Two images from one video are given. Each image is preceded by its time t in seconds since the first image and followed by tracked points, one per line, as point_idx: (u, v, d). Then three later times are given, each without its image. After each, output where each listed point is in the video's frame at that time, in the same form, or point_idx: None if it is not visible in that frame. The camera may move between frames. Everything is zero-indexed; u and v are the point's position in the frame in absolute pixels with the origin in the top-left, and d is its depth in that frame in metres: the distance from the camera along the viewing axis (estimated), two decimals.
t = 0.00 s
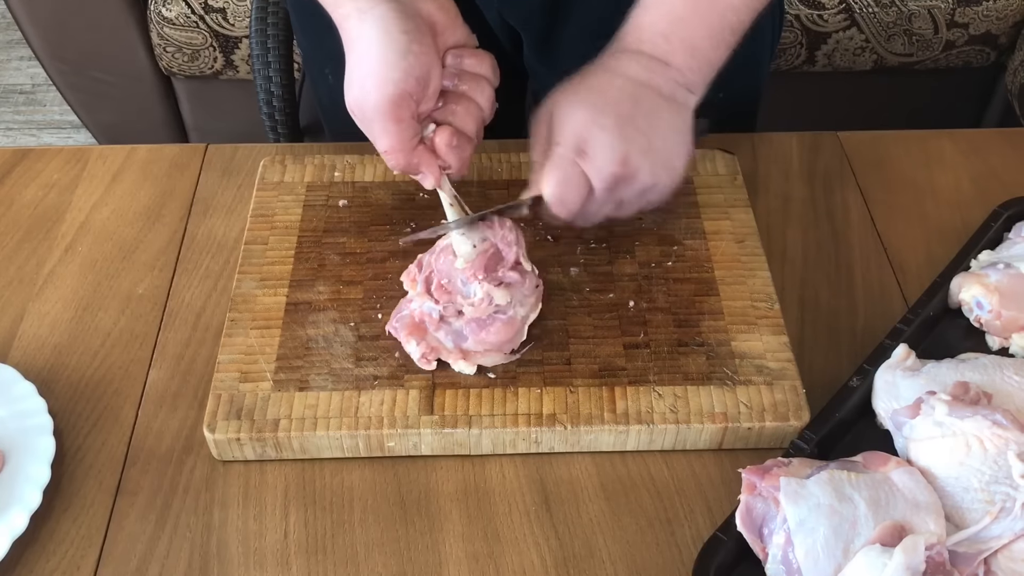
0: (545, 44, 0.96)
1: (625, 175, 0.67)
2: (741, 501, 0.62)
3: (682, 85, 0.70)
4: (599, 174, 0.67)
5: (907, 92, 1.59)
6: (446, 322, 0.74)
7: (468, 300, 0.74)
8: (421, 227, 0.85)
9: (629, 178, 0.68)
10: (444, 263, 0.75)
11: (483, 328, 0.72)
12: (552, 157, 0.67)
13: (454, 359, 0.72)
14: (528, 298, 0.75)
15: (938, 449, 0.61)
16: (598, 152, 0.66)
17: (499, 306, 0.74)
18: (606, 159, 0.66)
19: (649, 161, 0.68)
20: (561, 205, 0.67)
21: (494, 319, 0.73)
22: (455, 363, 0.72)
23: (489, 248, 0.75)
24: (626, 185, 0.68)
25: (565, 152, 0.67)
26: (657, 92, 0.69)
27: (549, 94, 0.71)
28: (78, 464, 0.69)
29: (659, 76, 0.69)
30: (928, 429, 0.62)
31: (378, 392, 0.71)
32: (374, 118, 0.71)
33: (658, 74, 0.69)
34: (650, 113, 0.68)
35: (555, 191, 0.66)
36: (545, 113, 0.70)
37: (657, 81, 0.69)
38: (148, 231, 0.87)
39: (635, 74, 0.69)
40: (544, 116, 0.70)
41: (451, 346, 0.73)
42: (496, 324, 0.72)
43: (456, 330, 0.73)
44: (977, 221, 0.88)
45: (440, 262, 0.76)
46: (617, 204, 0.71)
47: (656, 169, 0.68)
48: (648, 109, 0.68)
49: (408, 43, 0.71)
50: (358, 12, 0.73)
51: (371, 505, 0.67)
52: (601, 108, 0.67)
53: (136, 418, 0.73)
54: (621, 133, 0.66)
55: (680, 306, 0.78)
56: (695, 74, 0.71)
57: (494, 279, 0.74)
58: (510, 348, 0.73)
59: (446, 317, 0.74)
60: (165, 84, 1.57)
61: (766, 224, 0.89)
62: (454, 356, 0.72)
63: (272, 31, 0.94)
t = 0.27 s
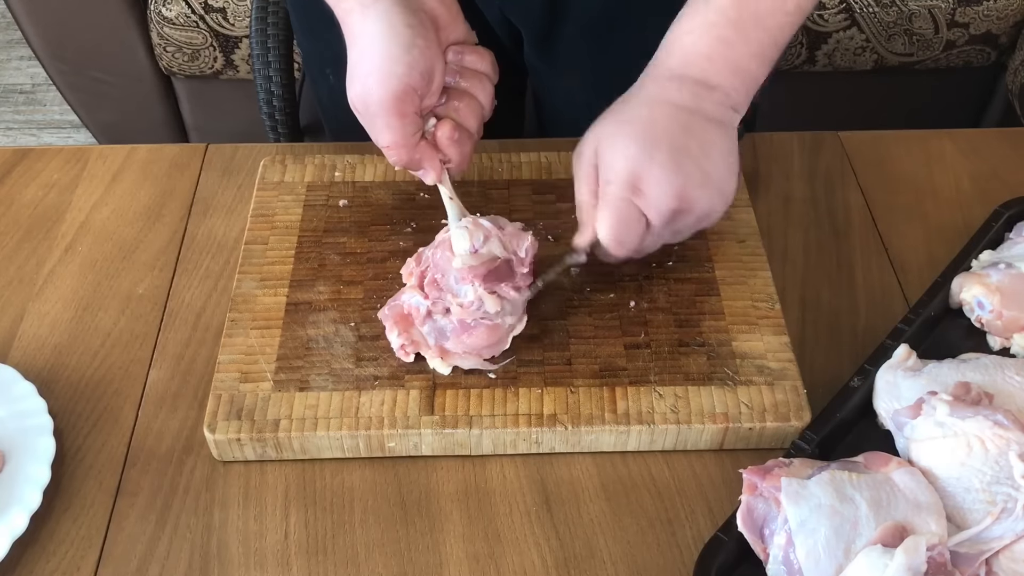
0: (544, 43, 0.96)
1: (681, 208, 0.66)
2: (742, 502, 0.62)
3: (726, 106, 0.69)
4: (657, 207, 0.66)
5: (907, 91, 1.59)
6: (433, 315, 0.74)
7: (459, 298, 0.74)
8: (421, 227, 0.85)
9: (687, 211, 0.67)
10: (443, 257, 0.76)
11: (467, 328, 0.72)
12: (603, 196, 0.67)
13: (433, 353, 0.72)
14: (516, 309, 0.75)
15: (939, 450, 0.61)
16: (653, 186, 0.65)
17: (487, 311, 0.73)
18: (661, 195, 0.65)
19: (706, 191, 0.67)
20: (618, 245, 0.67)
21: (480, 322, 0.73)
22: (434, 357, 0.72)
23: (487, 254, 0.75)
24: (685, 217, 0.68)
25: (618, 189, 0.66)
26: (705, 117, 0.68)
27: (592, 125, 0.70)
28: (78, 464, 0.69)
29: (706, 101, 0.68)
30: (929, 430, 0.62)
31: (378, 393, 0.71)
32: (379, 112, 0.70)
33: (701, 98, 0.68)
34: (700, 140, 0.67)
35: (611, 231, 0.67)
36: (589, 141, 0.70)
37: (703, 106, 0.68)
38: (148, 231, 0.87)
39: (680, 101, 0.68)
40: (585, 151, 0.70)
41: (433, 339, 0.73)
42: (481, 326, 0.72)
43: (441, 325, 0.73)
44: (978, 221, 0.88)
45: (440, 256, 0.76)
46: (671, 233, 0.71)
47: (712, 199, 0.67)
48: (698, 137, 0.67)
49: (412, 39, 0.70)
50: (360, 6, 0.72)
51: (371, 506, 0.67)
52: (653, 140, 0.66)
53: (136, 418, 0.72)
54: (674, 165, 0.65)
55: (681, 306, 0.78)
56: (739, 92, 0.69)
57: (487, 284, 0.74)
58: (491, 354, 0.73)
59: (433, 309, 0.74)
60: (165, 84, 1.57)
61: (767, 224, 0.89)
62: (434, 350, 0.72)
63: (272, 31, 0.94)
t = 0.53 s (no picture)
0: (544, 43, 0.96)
1: (626, 159, 0.59)
2: (741, 501, 0.62)
3: (705, 78, 0.62)
4: (603, 152, 0.59)
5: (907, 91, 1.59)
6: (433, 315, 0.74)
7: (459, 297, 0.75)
8: (422, 227, 0.85)
9: (632, 165, 0.60)
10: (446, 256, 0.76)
11: (464, 327, 0.73)
12: (555, 130, 0.60)
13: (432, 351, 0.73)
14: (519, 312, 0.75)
15: (939, 449, 0.61)
16: (604, 131, 0.58)
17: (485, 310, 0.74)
18: (610, 139, 0.59)
19: (656, 147, 0.60)
20: (554, 180, 0.60)
21: (478, 321, 0.73)
22: (433, 357, 0.72)
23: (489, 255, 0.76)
24: (630, 169, 0.61)
25: (570, 127, 0.59)
26: (679, 83, 0.61)
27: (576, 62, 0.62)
28: (78, 464, 0.69)
29: (686, 66, 0.61)
30: (929, 429, 0.62)
31: (378, 392, 0.71)
32: (390, 105, 0.69)
33: (682, 62, 0.61)
34: (665, 103, 0.60)
35: (551, 164, 0.59)
36: (564, 80, 0.61)
37: (681, 70, 0.61)
38: (148, 231, 0.87)
39: (660, 61, 0.61)
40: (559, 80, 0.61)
41: (432, 339, 0.73)
42: (479, 325, 0.73)
43: (441, 325, 0.74)
44: (978, 221, 0.88)
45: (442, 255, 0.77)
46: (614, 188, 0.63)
47: (662, 160, 0.60)
48: (665, 99, 0.60)
49: (425, 39, 0.71)
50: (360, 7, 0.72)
51: (371, 505, 0.67)
52: (620, 89, 0.59)
53: (136, 418, 0.72)
54: (631, 116, 0.58)
55: (681, 306, 0.78)
56: (723, 66, 0.62)
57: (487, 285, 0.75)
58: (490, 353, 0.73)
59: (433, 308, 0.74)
60: (165, 84, 1.57)
61: (767, 224, 0.89)
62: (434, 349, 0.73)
63: (271, 30, 0.94)
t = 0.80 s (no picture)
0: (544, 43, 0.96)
1: (677, 188, 0.61)
2: (741, 501, 0.62)
3: (733, 91, 0.64)
4: (651, 184, 0.61)
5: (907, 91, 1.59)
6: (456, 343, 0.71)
7: (481, 320, 0.71)
8: (421, 227, 0.85)
9: (681, 193, 0.62)
10: (458, 280, 0.72)
11: (492, 351, 0.71)
12: (598, 166, 0.62)
13: (462, 378, 0.71)
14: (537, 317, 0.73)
15: (938, 449, 0.61)
16: (648, 162, 0.60)
17: (511, 331, 0.71)
18: (655, 171, 0.60)
19: (703, 170, 0.61)
20: (609, 219, 0.63)
21: (503, 342, 0.71)
22: (463, 381, 0.71)
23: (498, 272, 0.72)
24: (680, 200, 0.62)
25: (609, 161, 0.62)
26: (709, 100, 0.63)
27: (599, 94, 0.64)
28: (77, 464, 0.69)
29: (710, 82, 0.63)
30: (929, 429, 0.62)
31: (378, 392, 0.71)
32: (437, 108, 0.67)
33: (710, 80, 0.63)
34: (702, 122, 0.62)
35: (603, 204, 0.62)
36: (593, 112, 0.64)
37: (708, 86, 0.63)
38: (147, 231, 0.87)
39: (688, 82, 0.63)
40: (586, 117, 0.64)
41: (460, 366, 0.71)
42: (506, 347, 0.71)
43: (466, 351, 0.71)
44: (977, 221, 0.88)
45: (454, 278, 0.72)
46: (661, 222, 0.65)
47: (709, 180, 0.62)
48: (701, 119, 0.62)
49: (454, 52, 0.71)
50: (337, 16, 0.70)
51: (370, 505, 0.67)
52: (653, 115, 0.61)
53: (136, 418, 0.72)
54: (673, 143, 0.60)
55: (680, 306, 0.78)
56: (749, 82, 0.65)
57: (507, 303, 0.72)
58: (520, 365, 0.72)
59: (456, 336, 0.71)
60: (164, 84, 1.57)
61: (766, 224, 0.89)
62: (464, 375, 0.71)
63: (271, 30, 0.94)
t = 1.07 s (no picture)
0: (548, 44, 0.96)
1: (606, 141, 0.73)
2: (741, 502, 0.62)
3: (699, 49, 0.70)
4: (581, 135, 0.73)
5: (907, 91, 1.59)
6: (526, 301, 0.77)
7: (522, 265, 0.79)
8: (421, 227, 0.85)
9: (612, 147, 0.74)
10: (481, 262, 0.79)
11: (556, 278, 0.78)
12: (548, 116, 0.75)
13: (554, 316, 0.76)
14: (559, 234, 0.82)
15: (939, 450, 0.61)
16: (581, 117, 0.73)
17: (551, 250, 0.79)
18: (590, 126, 0.72)
19: (637, 129, 0.72)
20: (543, 166, 0.77)
21: (558, 257, 0.79)
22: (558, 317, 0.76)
23: (504, 214, 0.82)
24: (614, 151, 0.74)
25: (555, 113, 0.74)
26: (664, 57, 0.71)
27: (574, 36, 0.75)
28: (77, 464, 0.69)
29: (673, 39, 0.70)
30: (929, 429, 0.62)
31: (378, 392, 0.71)
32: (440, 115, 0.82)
33: (671, 36, 0.70)
34: (645, 81, 0.71)
35: (539, 153, 0.76)
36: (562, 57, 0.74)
37: (669, 44, 0.70)
38: (147, 231, 0.87)
39: (646, 37, 0.71)
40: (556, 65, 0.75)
41: (544, 307, 0.77)
42: (565, 259, 0.79)
43: (537, 297, 0.78)
44: (978, 221, 0.88)
45: (476, 261, 0.79)
46: (610, 165, 0.77)
47: (639, 136, 0.72)
48: (646, 77, 0.71)
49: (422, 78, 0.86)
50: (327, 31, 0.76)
51: (370, 506, 0.67)
52: (597, 72, 0.71)
53: (135, 419, 0.72)
54: (607, 104, 0.71)
55: (681, 306, 0.78)
56: (716, 40, 0.70)
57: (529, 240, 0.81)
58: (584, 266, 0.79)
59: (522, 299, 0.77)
60: (164, 84, 1.57)
61: (767, 224, 0.89)
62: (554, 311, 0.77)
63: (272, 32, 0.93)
